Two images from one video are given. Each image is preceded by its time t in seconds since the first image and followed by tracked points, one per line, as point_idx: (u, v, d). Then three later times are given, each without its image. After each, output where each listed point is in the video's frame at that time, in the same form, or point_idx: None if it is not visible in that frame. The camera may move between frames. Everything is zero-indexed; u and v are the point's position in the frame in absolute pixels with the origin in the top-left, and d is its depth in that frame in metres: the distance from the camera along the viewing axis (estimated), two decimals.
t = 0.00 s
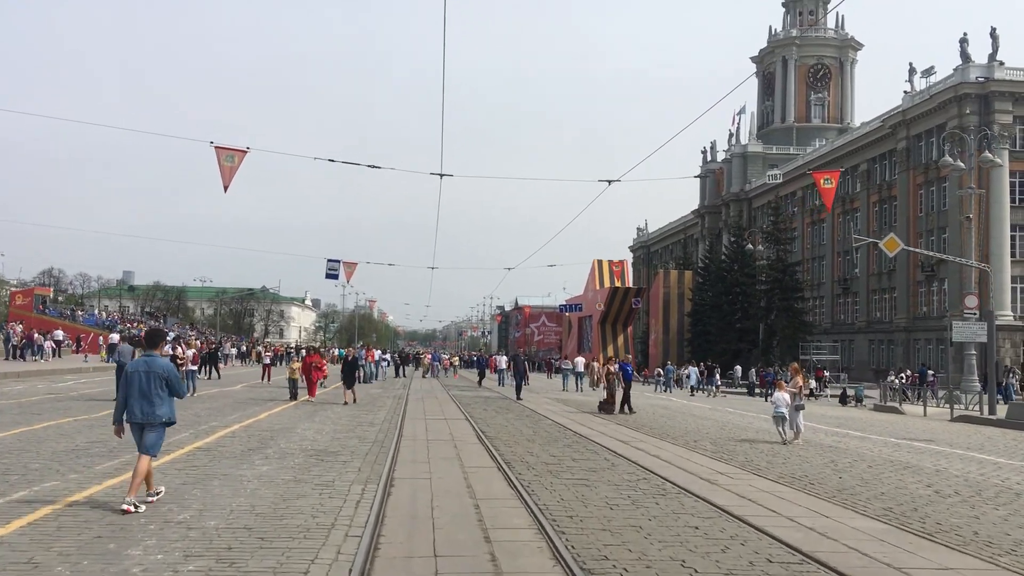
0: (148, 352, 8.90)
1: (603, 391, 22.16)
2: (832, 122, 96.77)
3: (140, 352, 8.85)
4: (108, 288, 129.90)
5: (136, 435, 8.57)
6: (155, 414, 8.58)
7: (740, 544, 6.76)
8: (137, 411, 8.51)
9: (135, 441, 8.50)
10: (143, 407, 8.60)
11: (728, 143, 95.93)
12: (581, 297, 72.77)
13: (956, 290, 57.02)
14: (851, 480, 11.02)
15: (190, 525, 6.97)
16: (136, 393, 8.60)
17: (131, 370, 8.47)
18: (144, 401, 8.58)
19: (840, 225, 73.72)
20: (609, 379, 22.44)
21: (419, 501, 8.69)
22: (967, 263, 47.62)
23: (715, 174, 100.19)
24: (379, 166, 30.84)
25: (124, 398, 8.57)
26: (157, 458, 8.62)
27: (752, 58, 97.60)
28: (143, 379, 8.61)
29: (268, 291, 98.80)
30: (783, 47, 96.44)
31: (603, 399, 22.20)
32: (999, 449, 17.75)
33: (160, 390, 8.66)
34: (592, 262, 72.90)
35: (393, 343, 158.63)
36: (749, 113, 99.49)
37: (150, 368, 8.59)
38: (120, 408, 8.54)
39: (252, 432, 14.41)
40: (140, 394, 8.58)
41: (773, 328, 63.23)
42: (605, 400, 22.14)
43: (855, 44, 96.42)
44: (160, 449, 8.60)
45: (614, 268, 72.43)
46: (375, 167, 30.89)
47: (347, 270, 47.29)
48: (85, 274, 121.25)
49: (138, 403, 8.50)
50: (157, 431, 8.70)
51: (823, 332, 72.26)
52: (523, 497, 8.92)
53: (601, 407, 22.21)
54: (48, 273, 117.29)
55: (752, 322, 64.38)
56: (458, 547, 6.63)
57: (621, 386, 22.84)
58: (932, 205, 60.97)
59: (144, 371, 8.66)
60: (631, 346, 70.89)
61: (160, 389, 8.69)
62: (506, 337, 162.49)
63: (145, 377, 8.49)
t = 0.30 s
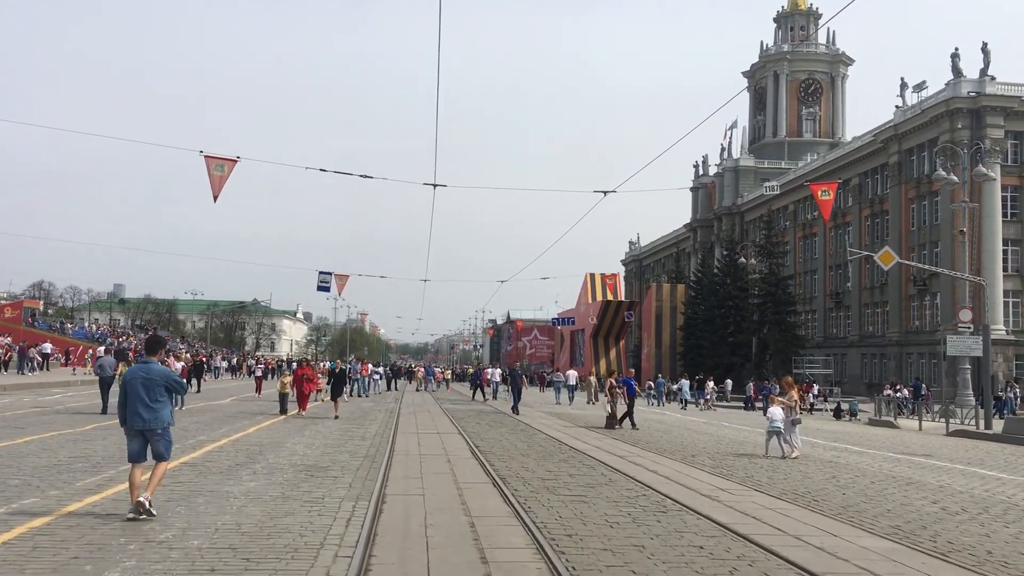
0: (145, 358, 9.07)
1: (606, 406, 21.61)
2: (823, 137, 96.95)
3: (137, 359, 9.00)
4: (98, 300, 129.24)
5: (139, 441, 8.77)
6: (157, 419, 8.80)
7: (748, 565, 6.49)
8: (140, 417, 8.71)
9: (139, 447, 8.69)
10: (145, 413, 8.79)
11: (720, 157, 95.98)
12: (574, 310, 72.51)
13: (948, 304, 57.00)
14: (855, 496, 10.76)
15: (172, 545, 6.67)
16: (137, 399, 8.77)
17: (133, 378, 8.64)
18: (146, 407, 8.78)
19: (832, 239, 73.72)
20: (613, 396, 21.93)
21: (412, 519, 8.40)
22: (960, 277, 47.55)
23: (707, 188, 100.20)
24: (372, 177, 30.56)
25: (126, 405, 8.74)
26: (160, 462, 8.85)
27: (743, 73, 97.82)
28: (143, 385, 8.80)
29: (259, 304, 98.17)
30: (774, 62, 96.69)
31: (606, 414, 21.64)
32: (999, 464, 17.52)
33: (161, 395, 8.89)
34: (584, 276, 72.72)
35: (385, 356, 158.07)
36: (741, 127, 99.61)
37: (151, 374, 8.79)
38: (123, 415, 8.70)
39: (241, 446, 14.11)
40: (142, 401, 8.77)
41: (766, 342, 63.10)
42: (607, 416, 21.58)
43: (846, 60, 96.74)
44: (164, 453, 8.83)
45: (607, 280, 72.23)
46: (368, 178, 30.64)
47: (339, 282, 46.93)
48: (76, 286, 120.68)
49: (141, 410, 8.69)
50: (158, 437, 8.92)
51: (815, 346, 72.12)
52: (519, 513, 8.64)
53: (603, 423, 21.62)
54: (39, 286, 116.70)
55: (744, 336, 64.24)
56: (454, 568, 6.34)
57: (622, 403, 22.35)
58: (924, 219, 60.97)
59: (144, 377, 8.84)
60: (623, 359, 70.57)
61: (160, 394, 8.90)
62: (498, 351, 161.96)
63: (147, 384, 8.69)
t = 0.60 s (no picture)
0: (148, 384, 9.00)
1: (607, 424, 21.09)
2: (813, 154, 97.27)
3: (140, 384, 8.93)
4: (85, 316, 128.28)
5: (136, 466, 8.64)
6: (156, 445, 8.68)
7: None
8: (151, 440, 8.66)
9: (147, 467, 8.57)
10: (144, 439, 8.68)
11: (710, 174, 96.05)
12: (564, 326, 72.21)
13: (939, 321, 56.96)
14: (861, 520, 10.44)
15: None
16: (138, 423, 8.67)
17: (134, 402, 8.53)
18: (145, 433, 8.66)
19: (822, 256, 73.73)
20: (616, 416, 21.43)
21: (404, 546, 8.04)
22: (952, 294, 47.45)
23: (697, 205, 100.24)
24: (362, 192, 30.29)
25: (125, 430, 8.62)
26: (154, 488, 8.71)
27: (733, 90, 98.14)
28: (145, 411, 8.69)
29: (247, 320, 97.54)
30: (764, 79, 97.02)
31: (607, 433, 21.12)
32: (999, 485, 17.27)
33: (161, 422, 8.76)
34: (575, 292, 72.45)
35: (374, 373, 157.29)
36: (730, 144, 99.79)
37: (154, 401, 8.66)
38: (120, 439, 8.58)
39: (226, 467, 13.72)
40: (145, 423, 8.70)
41: (757, 359, 62.91)
42: (608, 434, 21.04)
43: (835, 78, 97.21)
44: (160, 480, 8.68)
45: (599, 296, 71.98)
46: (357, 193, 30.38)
47: (327, 298, 46.54)
48: (62, 302, 119.95)
49: (140, 435, 8.56)
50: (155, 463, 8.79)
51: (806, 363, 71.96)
52: (515, 540, 8.30)
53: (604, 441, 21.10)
54: (25, 301, 115.93)
55: (736, 353, 64.07)
56: None
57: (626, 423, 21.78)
58: (914, 236, 61.01)
59: (146, 404, 8.74)
60: (614, 376, 70.27)
61: (159, 421, 8.77)
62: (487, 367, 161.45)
63: (147, 409, 8.54)
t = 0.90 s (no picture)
0: (147, 391, 9.20)
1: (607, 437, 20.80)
2: (802, 169, 97.54)
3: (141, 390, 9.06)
4: (72, 329, 127.46)
5: (132, 470, 8.75)
6: (152, 450, 8.80)
7: None
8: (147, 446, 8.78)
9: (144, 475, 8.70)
10: (140, 444, 8.82)
11: (700, 188, 96.09)
12: (554, 339, 71.96)
13: (928, 335, 56.91)
14: (860, 536, 10.19)
15: None
16: (136, 427, 8.82)
17: (132, 404, 8.70)
18: (141, 437, 8.80)
19: (811, 270, 73.76)
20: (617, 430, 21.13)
21: (391, 563, 7.74)
22: (942, 307, 47.43)
23: (687, 218, 100.26)
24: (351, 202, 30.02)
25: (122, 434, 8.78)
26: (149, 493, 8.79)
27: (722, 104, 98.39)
28: (143, 416, 8.86)
29: (235, 332, 96.87)
30: (753, 93, 97.31)
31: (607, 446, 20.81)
32: (996, 500, 17.03)
33: (159, 427, 8.92)
34: (565, 305, 72.29)
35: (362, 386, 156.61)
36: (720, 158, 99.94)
37: (151, 405, 8.84)
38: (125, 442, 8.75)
39: (208, 481, 13.40)
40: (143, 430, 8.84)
41: (747, 372, 62.77)
42: (607, 447, 20.73)
43: (823, 92, 97.61)
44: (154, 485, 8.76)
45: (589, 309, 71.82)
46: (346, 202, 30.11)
47: (316, 310, 46.14)
48: (49, 314, 119.03)
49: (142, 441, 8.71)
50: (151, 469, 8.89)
51: (796, 376, 71.83)
52: (506, 556, 8.01)
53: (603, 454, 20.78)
54: (11, 314, 115.07)
55: (726, 366, 63.88)
56: None
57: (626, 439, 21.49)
58: (903, 250, 61.05)
59: (144, 409, 8.91)
60: (603, 389, 70.09)
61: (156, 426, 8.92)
62: (477, 380, 160.95)
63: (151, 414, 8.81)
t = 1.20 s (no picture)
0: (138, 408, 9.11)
1: (608, 449, 20.56)
2: (792, 179, 97.64)
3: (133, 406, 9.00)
4: (60, 337, 126.62)
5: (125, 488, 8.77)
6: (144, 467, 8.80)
7: None
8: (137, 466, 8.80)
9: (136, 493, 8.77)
10: (132, 461, 8.83)
11: (691, 197, 96.05)
12: (545, 349, 71.71)
13: (919, 345, 56.85)
14: (860, 553, 9.89)
15: None
16: (126, 446, 8.82)
17: (119, 423, 8.67)
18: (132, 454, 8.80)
19: (802, 279, 73.72)
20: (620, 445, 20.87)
21: None
22: (934, 317, 47.36)
23: (678, 228, 100.20)
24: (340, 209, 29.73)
25: (113, 454, 8.78)
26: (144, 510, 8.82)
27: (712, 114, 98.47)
28: (133, 433, 8.84)
29: (224, 340, 96.24)
30: (743, 103, 97.46)
31: (608, 459, 20.53)
32: (993, 513, 16.84)
33: (150, 443, 8.91)
34: (556, 314, 72.09)
35: (352, 395, 155.97)
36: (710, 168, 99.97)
37: (139, 422, 8.81)
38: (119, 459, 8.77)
39: (189, 495, 13.03)
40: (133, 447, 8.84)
41: (738, 382, 62.61)
42: (607, 461, 20.47)
43: (813, 103, 97.83)
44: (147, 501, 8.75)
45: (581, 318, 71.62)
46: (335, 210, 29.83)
47: (305, 318, 45.76)
48: (37, 323, 118.18)
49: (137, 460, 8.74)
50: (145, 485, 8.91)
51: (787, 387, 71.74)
52: None
53: (603, 467, 20.52)
54: None
55: (717, 376, 63.68)
56: None
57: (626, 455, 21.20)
58: (894, 260, 61.03)
59: (134, 426, 8.91)
60: (594, 399, 69.89)
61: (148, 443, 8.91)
62: (468, 390, 160.41)
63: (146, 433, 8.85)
